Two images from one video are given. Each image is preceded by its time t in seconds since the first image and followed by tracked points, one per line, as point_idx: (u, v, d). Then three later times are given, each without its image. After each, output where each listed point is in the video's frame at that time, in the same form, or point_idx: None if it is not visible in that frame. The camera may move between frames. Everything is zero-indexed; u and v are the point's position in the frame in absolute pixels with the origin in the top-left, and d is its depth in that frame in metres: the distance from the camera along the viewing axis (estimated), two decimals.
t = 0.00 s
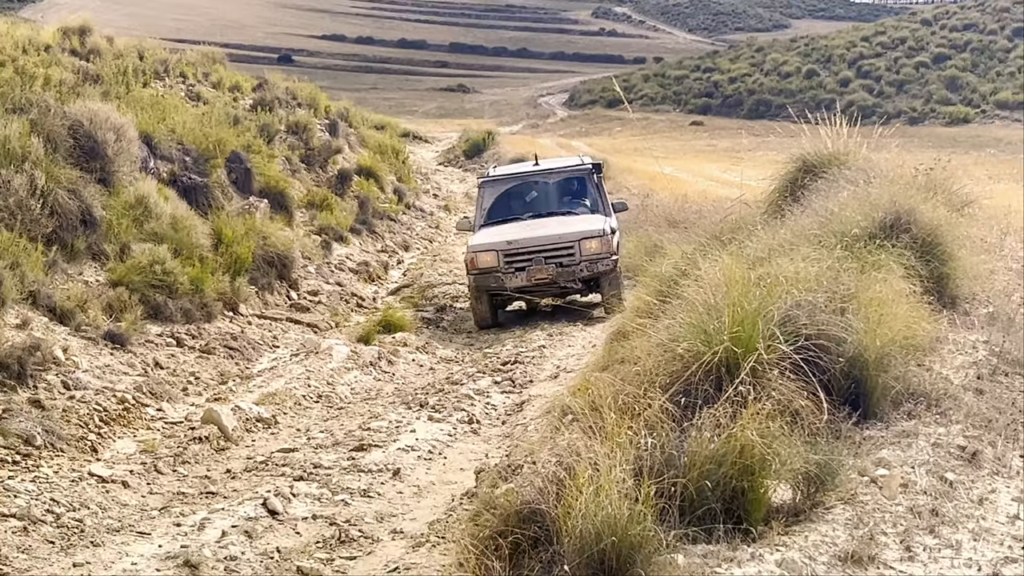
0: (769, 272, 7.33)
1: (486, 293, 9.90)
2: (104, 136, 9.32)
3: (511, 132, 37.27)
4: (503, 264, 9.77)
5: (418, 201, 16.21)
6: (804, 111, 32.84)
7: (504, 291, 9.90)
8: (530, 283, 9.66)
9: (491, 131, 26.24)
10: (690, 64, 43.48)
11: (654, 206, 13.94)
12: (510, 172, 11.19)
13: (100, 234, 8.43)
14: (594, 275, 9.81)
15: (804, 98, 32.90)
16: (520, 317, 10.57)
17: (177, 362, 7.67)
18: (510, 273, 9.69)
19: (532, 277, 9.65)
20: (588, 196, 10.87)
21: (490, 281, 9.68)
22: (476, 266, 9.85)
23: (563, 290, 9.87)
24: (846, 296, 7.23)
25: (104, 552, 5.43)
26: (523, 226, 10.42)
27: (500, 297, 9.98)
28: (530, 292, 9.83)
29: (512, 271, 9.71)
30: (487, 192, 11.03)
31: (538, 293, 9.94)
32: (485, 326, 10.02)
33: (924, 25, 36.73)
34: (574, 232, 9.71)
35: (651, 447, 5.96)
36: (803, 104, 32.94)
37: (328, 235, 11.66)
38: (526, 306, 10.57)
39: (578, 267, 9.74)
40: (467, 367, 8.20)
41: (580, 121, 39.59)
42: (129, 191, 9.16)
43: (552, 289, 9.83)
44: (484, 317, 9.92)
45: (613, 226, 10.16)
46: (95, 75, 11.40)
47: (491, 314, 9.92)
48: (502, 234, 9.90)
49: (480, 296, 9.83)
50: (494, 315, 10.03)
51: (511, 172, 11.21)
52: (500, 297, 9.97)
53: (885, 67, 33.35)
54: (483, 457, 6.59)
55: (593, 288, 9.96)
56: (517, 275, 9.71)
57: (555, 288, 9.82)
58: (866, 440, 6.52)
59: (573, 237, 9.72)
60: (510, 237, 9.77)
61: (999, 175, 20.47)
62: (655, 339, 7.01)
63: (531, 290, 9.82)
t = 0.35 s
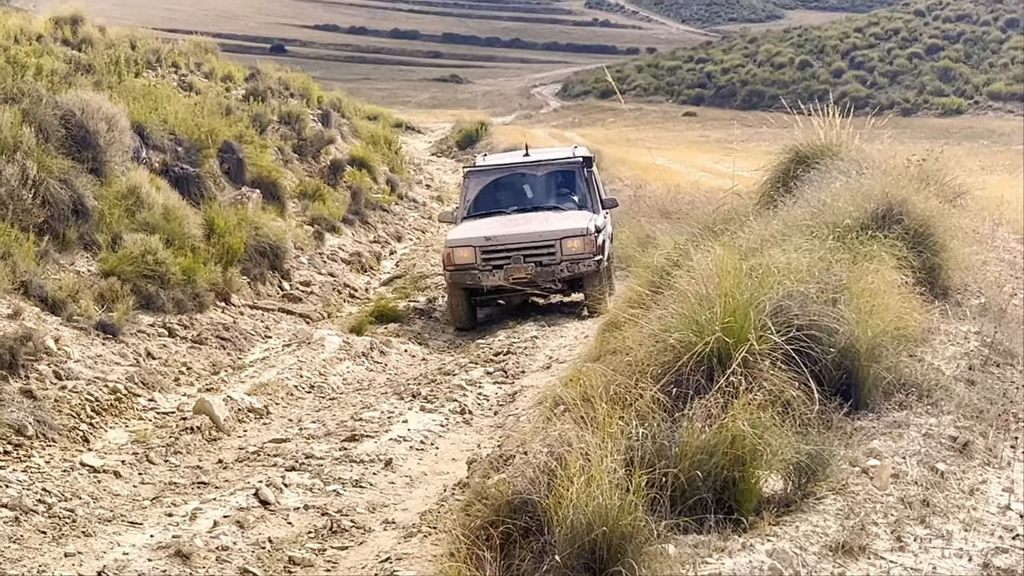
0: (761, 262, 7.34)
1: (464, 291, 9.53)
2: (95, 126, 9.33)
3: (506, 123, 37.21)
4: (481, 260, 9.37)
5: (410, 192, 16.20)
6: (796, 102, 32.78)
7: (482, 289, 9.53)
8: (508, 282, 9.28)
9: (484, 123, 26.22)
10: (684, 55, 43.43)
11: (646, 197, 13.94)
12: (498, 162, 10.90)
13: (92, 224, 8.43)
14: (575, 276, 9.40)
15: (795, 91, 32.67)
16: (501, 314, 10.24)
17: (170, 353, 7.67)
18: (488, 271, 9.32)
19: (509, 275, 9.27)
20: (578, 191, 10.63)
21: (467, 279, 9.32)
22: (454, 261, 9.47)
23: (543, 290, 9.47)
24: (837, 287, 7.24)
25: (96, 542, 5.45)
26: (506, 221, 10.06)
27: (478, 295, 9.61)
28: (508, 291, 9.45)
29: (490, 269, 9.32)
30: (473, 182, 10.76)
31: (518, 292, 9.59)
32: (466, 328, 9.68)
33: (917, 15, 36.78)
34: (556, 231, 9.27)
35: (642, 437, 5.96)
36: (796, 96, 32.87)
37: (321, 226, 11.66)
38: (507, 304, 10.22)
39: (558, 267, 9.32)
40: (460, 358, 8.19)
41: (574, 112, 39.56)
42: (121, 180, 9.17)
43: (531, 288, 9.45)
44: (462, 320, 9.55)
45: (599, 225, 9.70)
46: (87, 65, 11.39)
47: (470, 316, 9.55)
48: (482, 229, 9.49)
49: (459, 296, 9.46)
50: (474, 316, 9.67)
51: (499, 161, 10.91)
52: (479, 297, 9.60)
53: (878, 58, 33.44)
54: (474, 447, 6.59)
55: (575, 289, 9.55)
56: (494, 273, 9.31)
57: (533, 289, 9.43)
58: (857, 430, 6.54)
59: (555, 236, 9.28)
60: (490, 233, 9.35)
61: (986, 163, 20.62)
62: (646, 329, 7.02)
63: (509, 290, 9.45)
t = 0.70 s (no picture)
0: (760, 258, 7.33)
1: (452, 300, 9.21)
2: (95, 122, 9.31)
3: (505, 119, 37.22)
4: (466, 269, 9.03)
5: (410, 188, 16.23)
6: (796, 97, 32.86)
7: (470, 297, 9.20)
8: (496, 288, 8.95)
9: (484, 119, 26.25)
10: (684, 51, 43.53)
11: (645, 192, 13.96)
12: (474, 164, 10.73)
13: (91, 221, 8.42)
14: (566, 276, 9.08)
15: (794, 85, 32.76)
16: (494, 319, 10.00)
17: (169, 349, 7.68)
18: (474, 279, 8.99)
19: (497, 281, 8.94)
20: (561, 188, 10.43)
21: (453, 288, 8.99)
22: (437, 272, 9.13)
23: (534, 293, 9.14)
24: (836, 283, 7.24)
25: (97, 539, 5.45)
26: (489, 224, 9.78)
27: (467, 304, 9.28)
28: (498, 297, 9.11)
29: (476, 277, 8.99)
30: (451, 187, 10.57)
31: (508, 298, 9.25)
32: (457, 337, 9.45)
33: (916, 11, 36.88)
34: (542, 231, 8.94)
35: (641, 434, 5.95)
36: (796, 90, 32.96)
37: (320, 222, 11.68)
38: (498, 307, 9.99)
39: (548, 268, 8.99)
40: (460, 354, 8.20)
41: (574, 107, 39.57)
42: (120, 176, 9.17)
43: (522, 292, 9.11)
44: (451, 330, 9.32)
45: (586, 221, 9.40)
46: (86, 61, 11.34)
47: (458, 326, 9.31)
48: (466, 235, 9.16)
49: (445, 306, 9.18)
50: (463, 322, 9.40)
51: (476, 164, 10.74)
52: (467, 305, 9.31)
53: (877, 53, 33.45)
54: (474, 443, 6.60)
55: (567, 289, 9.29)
56: (482, 280, 8.99)
57: (524, 292, 9.09)
58: (856, 426, 6.54)
59: (541, 236, 8.95)
60: (473, 238, 9.01)
61: (982, 158, 20.73)
62: (646, 325, 7.02)
63: (498, 295, 9.11)
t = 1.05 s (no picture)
0: (746, 263, 7.87)
1: (453, 307, 9.59)
2: (129, 137, 9.87)
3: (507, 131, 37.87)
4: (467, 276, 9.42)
5: (422, 199, 16.85)
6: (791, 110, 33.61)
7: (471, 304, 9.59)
8: (497, 294, 9.35)
9: (489, 134, 26.95)
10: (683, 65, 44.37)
11: (639, 202, 14.54)
12: (472, 178, 11.26)
13: (126, 229, 8.96)
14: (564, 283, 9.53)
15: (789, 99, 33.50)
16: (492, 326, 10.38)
17: (198, 348, 8.22)
18: (476, 286, 9.38)
19: (498, 288, 9.34)
20: (557, 200, 10.96)
21: (455, 295, 9.37)
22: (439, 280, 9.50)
23: (532, 299, 9.57)
24: (817, 286, 7.77)
25: (130, 523, 5.92)
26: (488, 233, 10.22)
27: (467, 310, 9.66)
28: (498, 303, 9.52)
29: (477, 284, 9.38)
30: (451, 199, 11.05)
31: (507, 304, 9.66)
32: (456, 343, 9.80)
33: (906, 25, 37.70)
34: (542, 239, 9.39)
35: (636, 426, 6.47)
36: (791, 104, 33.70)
37: (337, 229, 12.27)
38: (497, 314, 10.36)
39: (547, 275, 9.43)
40: (468, 353, 8.77)
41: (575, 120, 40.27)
42: (152, 188, 9.73)
43: (521, 299, 9.53)
44: (450, 335, 9.68)
45: (582, 230, 9.89)
46: (120, 80, 11.94)
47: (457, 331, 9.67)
48: (467, 245, 9.57)
49: (446, 312, 9.56)
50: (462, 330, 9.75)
51: (474, 177, 11.26)
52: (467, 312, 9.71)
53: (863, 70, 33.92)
54: (481, 435, 7.13)
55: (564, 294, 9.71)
56: (483, 287, 9.38)
57: (523, 299, 9.51)
58: (835, 419, 7.06)
59: (541, 245, 9.39)
60: (475, 247, 9.42)
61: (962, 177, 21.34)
62: (640, 326, 7.54)
63: (499, 302, 9.52)
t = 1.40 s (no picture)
0: (741, 271, 8.27)
1: (453, 315, 9.73)
2: (155, 150, 10.38)
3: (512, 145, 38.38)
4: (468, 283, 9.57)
5: (434, 209, 17.36)
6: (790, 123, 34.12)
7: (470, 312, 9.73)
8: (497, 302, 9.48)
9: (496, 148, 27.52)
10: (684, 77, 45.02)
11: (641, 211, 14.98)
12: (479, 187, 11.59)
13: (152, 236, 9.41)
14: (564, 295, 9.67)
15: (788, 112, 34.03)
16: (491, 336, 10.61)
17: (220, 350, 8.63)
18: (476, 293, 9.53)
19: (499, 296, 9.48)
20: (561, 212, 11.30)
21: (456, 301, 9.52)
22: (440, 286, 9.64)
23: (532, 310, 9.69)
24: (808, 292, 8.17)
25: (155, 517, 6.25)
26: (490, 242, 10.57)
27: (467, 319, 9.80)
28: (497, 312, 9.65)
29: (478, 291, 9.53)
30: (455, 207, 11.46)
31: (506, 314, 9.80)
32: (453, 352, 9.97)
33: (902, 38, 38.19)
34: (544, 250, 9.55)
35: (636, 425, 6.82)
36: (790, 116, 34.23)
37: (353, 237, 12.77)
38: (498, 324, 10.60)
39: (548, 285, 9.58)
40: (478, 355, 9.22)
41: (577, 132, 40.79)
42: (176, 198, 10.22)
43: (521, 308, 9.66)
44: (449, 347, 9.83)
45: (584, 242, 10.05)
46: (147, 96, 12.56)
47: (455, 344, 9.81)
48: (470, 252, 9.73)
49: (446, 321, 9.68)
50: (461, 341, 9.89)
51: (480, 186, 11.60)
52: (466, 321, 9.83)
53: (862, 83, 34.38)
54: (488, 433, 7.50)
55: (563, 306, 9.82)
56: (484, 295, 9.53)
57: (523, 309, 9.64)
58: (825, 418, 7.42)
59: (543, 254, 9.56)
60: (477, 255, 9.57)
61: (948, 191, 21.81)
62: (640, 330, 7.92)
63: (498, 311, 9.65)
